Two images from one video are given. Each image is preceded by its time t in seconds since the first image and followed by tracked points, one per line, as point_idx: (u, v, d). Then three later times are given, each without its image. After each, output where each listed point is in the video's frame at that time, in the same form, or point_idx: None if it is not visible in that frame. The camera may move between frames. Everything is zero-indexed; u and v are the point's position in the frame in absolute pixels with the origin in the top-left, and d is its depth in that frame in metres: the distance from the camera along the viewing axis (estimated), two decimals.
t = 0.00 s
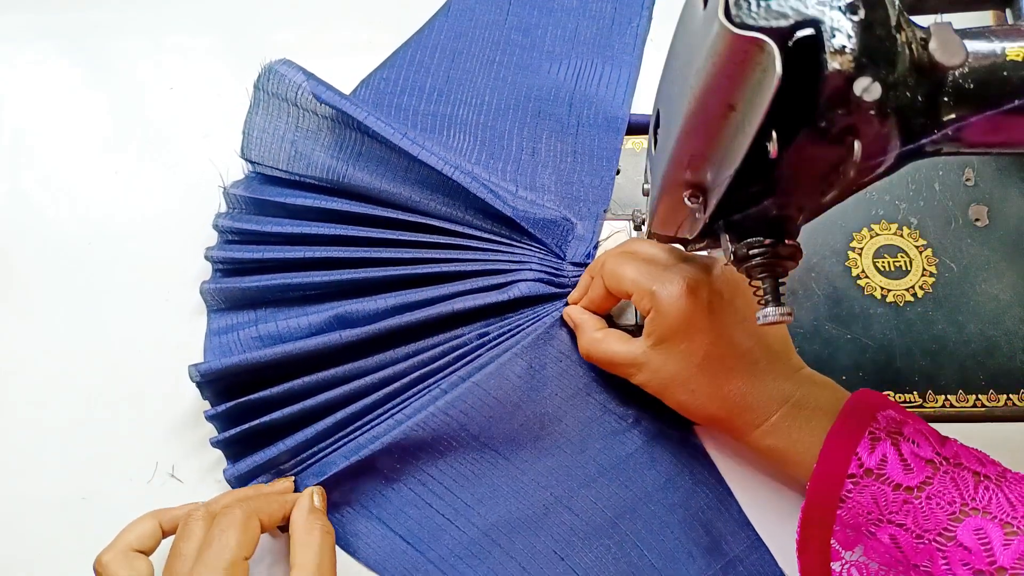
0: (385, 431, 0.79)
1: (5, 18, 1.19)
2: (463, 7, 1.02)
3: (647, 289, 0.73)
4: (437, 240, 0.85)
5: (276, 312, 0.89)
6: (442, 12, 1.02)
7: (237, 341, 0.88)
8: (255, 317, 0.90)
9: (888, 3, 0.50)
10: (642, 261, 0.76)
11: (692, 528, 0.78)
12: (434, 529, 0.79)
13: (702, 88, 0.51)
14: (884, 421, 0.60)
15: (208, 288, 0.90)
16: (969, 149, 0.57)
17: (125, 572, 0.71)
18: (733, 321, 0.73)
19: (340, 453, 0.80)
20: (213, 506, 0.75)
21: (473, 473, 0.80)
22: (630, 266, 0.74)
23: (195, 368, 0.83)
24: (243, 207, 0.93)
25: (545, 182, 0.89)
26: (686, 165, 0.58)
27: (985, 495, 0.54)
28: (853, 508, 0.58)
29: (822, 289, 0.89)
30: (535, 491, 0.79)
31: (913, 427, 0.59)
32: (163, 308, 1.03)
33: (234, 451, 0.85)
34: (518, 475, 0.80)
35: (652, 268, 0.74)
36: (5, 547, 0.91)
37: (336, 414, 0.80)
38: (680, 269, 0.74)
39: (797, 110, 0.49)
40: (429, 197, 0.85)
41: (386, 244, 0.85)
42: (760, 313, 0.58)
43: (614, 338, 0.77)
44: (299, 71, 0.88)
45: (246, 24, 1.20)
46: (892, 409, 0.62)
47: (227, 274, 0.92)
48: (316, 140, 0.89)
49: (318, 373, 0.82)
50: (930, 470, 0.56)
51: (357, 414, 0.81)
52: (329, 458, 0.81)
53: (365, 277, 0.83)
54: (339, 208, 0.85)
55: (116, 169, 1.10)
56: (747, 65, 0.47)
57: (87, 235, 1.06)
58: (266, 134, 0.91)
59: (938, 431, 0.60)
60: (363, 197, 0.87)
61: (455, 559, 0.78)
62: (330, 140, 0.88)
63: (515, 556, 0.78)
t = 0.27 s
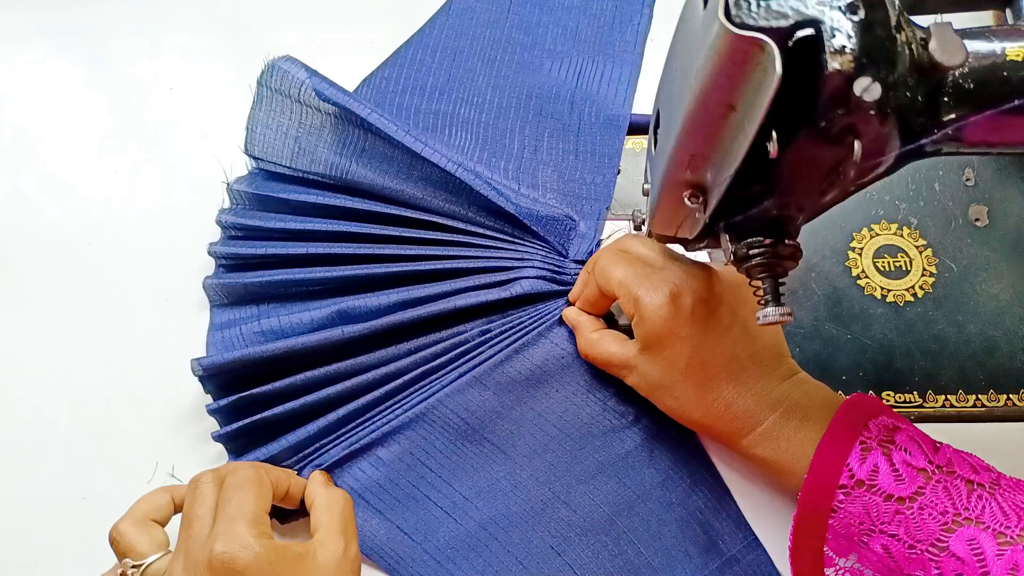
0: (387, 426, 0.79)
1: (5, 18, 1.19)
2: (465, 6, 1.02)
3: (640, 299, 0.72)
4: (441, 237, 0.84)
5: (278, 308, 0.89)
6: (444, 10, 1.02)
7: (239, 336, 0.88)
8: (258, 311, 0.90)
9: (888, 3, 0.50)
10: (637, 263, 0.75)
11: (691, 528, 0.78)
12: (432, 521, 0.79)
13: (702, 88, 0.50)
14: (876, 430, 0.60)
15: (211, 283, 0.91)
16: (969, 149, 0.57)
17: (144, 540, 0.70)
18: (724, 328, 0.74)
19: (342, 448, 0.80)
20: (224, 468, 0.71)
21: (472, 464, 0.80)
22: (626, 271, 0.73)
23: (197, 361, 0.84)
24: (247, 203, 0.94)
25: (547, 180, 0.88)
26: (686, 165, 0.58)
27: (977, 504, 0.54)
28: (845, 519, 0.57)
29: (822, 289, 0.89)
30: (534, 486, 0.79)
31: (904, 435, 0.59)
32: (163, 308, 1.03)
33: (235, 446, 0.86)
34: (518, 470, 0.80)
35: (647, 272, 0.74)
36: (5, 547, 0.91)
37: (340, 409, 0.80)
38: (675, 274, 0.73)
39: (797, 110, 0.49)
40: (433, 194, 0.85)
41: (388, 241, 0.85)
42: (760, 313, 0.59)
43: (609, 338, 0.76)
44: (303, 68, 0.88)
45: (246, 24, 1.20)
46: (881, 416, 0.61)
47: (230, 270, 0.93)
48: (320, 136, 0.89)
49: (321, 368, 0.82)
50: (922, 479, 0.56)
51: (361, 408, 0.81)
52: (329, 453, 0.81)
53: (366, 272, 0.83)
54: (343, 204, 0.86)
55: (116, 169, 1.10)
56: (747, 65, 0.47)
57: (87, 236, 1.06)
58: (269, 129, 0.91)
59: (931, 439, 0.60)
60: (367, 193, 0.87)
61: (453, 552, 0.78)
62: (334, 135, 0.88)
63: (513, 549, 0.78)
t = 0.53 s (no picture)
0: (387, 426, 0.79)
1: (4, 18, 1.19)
2: (466, 6, 1.02)
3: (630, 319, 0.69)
4: (442, 238, 0.84)
5: (279, 308, 0.89)
6: (444, 10, 1.02)
7: (239, 336, 0.88)
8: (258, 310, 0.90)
9: (889, 3, 0.50)
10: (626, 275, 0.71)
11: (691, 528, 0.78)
12: (433, 520, 0.79)
13: (702, 88, 0.50)
14: (868, 447, 0.60)
15: (211, 283, 0.91)
16: (969, 149, 0.57)
17: (137, 536, 0.68)
18: (715, 343, 0.72)
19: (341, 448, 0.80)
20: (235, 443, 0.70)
21: (473, 463, 0.80)
22: (616, 287, 0.70)
23: (197, 361, 0.84)
24: (247, 202, 0.94)
25: (547, 180, 0.88)
26: (686, 165, 0.58)
27: (971, 520, 0.54)
28: (839, 537, 0.58)
29: (822, 289, 0.89)
30: (535, 485, 0.79)
31: (896, 451, 0.59)
32: (163, 308, 1.03)
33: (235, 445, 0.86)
34: (518, 469, 0.80)
35: (636, 287, 0.70)
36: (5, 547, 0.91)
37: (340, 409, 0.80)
38: (664, 288, 0.70)
39: (796, 110, 0.49)
40: (433, 194, 0.85)
41: (388, 241, 0.85)
42: (760, 312, 0.59)
43: (613, 343, 0.75)
44: (303, 67, 0.88)
45: (246, 24, 1.20)
46: (874, 431, 0.61)
47: (230, 270, 0.93)
48: (320, 135, 0.89)
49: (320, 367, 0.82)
50: (914, 497, 0.56)
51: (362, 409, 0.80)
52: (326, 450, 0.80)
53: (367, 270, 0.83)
54: (344, 204, 0.86)
55: (116, 169, 1.10)
56: (747, 65, 0.47)
57: (86, 235, 1.07)
58: (269, 129, 0.91)
59: (926, 452, 0.60)
60: (367, 192, 0.87)
61: (454, 551, 0.77)
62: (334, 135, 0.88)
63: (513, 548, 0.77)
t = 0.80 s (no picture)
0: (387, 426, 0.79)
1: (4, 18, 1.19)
2: (466, 6, 1.02)
3: (655, 373, 0.73)
4: (441, 238, 0.84)
5: (279, 308, 0.89)
6: (444, 10, 1.02)
7: (240, 336, 0.88)
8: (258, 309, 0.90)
9: (889, 3, 0.50)
10: (649, 337, 0.76)
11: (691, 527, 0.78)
12: (434, 520, 0.78)
13: (702, 88, 0.50)
14: (911, 478, 0.59)
15: (211, 283, 0.92)
16: (969, 149, 0.57)
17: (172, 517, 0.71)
18: (747, 386, 0.74)
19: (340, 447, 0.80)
20: (281, 442, 0.68)
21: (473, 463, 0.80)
22: (643, 350, 0.74)
23: (197, 361, 0.84)
24: (247, 202, 0.94)
25: (547, 180, 0.88)
26: (686, 165, 0.58)
27: (1018, 550, 0.53)
28: (886, 570, 0.58)
29: (822, 289, 0.89)
30: (535, 485, 0.79)
31: (941, 481, 0.58)
32: (163, 308, 1.03)
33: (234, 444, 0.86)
34: (519, 469, 0.80)
35: (661, 349, 0.74)
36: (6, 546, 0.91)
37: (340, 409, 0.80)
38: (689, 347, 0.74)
39: (796, 109, 0.49)
40: (433, 194, 0.85)
41: (388, 241, 0.85)
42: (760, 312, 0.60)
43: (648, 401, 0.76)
44: (303, 67, 0.87)
45: (246, 24, 1.20)
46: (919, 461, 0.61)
47: (230, 270, 0.93)
48: (320, 135, 0.89)
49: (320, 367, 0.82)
50: (960, 528, 0.55)
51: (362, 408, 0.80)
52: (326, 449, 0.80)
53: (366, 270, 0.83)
54: (344, 204, 0.86)
55: (116, 169, 1.10)
56: (747, 65, 0.47)
57: (86, 235, 1.07)
58: (269, 129, 0.91)
59: (973, 479, 0.59)
60: (367, 192, 0.87)
61: (455, 549, 0.77)
62: (333, 135, 0.88)
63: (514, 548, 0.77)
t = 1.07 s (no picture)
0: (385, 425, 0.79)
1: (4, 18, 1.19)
2: (466, 6, 1.02)
3: (655, 383, 0.73)
4: (441, 238, 0.85)
5: (278, 307, 0.89)
6: (444, 10, 1.02)
7: (240, 337, 0.88)
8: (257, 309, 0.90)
9: (889, 2, 0.50)
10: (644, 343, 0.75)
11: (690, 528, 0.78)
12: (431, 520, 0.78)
13: (702, 88, 0.50)
14: (918, 475, 0.62)
15: (211, 283, 0.92)
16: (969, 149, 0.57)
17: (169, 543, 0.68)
18: (747, 388, 0.76)
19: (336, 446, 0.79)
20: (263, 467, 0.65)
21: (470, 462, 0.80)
22: (637, 356, 0.73)
23: (196, 360, 0.84)
24: (247, 201, 0.94)
25: (547, 181, 0.89)
26: (686, 166, 0.58)
27: None
28: (896, 567, 0.61)
29: (822, 289, 0.88)
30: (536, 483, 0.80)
31: (947, 477, 0.61)
32: (164, 308, 1.03)
33: (234, 442, 0.87)
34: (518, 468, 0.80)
35: (658, 354, 0.74)
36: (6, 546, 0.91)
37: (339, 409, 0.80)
38: (685, 352, 0.74)
39: (796, 110, 0.49)
40: (434, 194, 0.85)
41: (388, 241, 0.86)
42: (760, 311, 0.61)
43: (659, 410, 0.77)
44: (304, 67, 0.88)
45: (246, 24, 1.20)
46: (925, 457, 0.63)
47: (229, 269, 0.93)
48: (320, 135, 0.88)
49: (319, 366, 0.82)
50: (968, 524, 0.58)
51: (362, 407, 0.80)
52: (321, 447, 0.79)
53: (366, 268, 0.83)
54: (344, 204, 0.86)
55: (116, 169, 1.10)
56: (747, 65, 0.47)
57: (86, 235, 1.07)
58: (269, 128, 0.91)
59: (979, 473, 0.61)
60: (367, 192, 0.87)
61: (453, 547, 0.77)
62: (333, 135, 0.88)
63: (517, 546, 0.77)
